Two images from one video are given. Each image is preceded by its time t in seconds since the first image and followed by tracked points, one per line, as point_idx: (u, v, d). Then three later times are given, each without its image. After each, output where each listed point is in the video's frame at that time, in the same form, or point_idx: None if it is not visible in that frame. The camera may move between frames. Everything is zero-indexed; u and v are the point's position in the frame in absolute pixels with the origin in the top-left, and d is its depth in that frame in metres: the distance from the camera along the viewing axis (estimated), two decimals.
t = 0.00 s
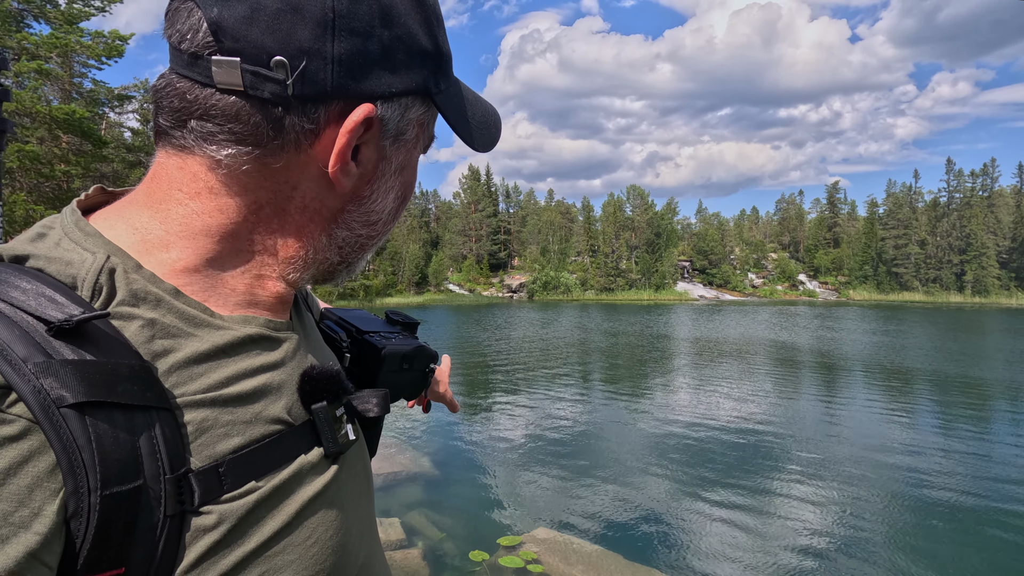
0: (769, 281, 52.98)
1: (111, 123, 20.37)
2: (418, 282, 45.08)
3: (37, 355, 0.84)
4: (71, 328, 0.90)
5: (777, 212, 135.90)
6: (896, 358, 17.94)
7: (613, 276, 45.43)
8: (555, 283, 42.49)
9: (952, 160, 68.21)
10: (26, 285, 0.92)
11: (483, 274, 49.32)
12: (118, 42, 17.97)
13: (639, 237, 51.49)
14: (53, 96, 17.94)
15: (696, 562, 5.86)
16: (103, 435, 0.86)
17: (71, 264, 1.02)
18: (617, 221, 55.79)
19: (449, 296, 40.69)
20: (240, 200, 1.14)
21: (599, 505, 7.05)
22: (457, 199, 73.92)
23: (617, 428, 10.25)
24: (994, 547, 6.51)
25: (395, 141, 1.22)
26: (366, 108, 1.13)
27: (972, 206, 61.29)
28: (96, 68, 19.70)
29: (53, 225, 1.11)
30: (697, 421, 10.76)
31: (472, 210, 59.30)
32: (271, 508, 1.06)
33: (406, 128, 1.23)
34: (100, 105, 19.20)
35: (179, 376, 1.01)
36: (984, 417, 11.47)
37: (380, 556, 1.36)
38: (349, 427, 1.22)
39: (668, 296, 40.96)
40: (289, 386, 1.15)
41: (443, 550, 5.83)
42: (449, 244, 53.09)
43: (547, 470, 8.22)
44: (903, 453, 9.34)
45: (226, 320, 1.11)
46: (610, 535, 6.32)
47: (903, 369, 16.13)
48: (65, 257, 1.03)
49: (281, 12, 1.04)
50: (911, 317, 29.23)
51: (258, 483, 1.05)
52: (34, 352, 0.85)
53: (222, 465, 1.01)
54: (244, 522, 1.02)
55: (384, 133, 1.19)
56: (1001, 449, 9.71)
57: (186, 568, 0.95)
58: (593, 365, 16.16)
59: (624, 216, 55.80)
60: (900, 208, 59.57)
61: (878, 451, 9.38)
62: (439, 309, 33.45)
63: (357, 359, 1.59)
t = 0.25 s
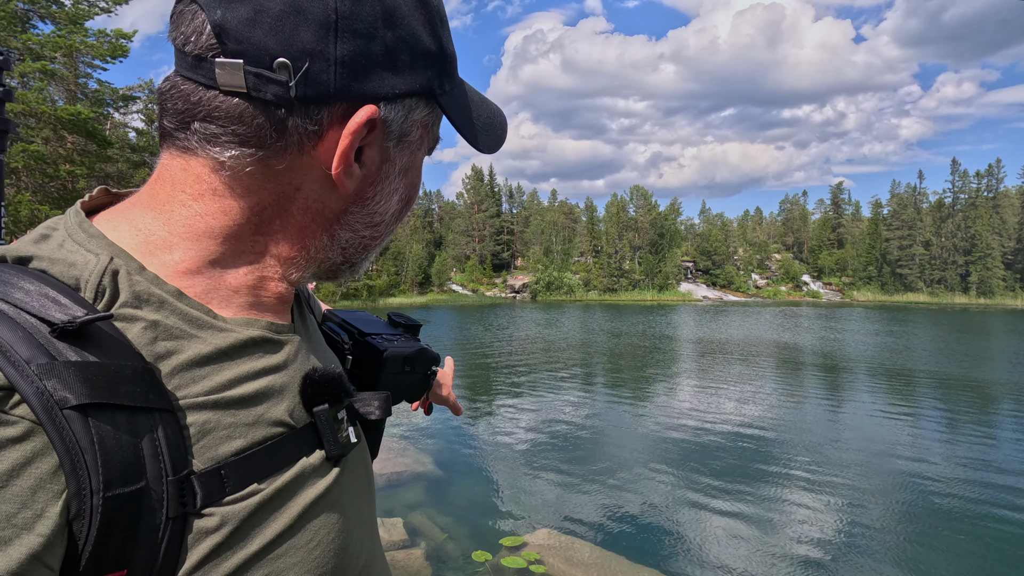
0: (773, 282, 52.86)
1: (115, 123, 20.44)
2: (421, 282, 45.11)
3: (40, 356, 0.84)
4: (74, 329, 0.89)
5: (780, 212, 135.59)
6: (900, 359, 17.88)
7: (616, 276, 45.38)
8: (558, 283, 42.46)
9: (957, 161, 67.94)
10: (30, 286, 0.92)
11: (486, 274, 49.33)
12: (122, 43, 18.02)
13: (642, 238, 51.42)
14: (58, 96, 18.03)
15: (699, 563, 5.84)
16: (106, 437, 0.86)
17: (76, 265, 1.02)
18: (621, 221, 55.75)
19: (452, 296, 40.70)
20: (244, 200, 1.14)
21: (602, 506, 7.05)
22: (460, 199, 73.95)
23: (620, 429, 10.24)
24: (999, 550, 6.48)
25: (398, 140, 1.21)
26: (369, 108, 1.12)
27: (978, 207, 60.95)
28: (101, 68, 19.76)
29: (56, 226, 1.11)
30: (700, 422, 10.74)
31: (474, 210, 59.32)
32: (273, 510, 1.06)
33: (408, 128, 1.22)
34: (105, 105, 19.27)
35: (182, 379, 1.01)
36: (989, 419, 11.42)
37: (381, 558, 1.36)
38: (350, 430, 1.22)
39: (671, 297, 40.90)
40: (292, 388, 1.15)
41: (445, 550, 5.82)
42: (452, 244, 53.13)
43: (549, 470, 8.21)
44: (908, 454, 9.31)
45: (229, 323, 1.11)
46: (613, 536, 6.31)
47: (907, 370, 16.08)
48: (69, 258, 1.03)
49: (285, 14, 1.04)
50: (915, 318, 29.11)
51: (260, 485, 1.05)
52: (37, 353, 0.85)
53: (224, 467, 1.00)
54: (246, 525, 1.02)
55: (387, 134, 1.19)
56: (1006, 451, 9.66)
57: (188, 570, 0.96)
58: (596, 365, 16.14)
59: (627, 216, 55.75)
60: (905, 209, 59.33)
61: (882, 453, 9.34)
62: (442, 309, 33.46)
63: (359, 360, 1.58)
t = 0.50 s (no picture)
0: (776, 283, 52.76)
1: (120, 123, 20.51)
2: (424, 282, 45.16)
3: (38, 358, 0.84)
4: (72, 332, 0.89)
5: (783, 213, 135.40)
6: (905, 361, 17.82)
7: (619, 277, 45.36)
8: (561, 283, 42.46)
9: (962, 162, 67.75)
10: (28, 288, 0.92)
11: (489, 275, 49.35)
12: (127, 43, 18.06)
13: (645, 238, 51.36)
14: (64, 97, 18.12)
15: (702, 565, 5.81)
16: (103, 439, 0.86)
17: (72, 268, 1.01)
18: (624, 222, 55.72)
19: (456, 296, 40.72)
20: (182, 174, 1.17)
21: (605, 507, 7.03)
22: (464, 200, 73.96)
23: (623, 429, 10.22)
24: (1004, 553, 6.43)
25: (297, 86, 1.08)
26: (244, 52, 1.07)
27: (983, 209, 60.65)
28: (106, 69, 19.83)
29: (57, 229, 1.12)
30: (704, 423, 10.72)
31: (478, 211, 59.34)
32: (272, 513, 1.06)
33: (304, 70, 1.08)
34: (110, 105, 19.32)
35: (180, 381, 1.01)
36: (994, 421, 11.37)
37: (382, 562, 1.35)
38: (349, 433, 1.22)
39: (674, 298, 40.85)
40: (290, 391, 1.15)
41: (449, 551, 5.82)
42: (456, 245, 53.17)
43: (552, 471, 8.20)
44: (913, 457, 9.25)
45: (227, 326, 1.10)
46: (617, 537, 6.29)
47: (912, 372, 16.03)
48: (67, 261, 1.03)
49: None
50: (920, 320, 29.03)
51: (258, 488, 1.04)
52: (35, 355, 0.84)
53: (223, 469, 1.00)
54: (244, 528, 1.02)
55: (273, 78, 1.08)
56: (1012, 453, 9.60)
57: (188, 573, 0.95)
58: (600, 366, 16.13)
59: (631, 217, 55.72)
60: (909, 210, 59.17)
61: (888, 455, 9.29)
62: (446, 309, 33.49)
63: (360, 364, 1.57)
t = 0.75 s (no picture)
0: (780, 284, 52.64)
1: (125, 125, 20.54)
2: (427, 283, 45.15)
3: (33, 380, 0.83)
4: (68, 353, 0.88)
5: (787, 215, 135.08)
6: (909, 363, 17.75)
7: (623, 279, 45.29)
8: (564, 284, 42.44)
9: (966, 164, 67.51)
10: (25, 310, 0.91)
11: (492, 276, 49.32)
12: (132, 45, 18.10)
13: (649, 239, 51.29)
14: (69, 98, 18.19)
15: (705, 568, 5.79)
16: (97, 460, 0.85)
17: (72, 288, 1.01)
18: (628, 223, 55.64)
19: (459, 298, 40.70)
20: (156, 189, 1.18)
21: (607, 509, 7.02)
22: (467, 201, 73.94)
23: (626, 431, 10.20)
24: (1009, 558, 6.39)
25: (203, 82, 1.03)
26: (170, 54, 1.06)
27: (987, 211, 60.42)
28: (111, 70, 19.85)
29: (59, 249, 1.12)
30: (707, 426, 10.69)
31: (481, 212, 59.31)
32: (269, 533, 1.06)
33: (211, 62, 1.02)
34: (114, 107, 19.36)
35: (177, 401, 1.00)
36: (999, 424, 11.32)
37: None
38: (348, 451, 1.23)
39: (678, 299, 40.77)
40: (288, 410, 1.15)
41: (451, 554, 5.81)
42: (459, 246, 53.15)
43: (555, 473, 8.19)
44: (918, 460, 9.21)
45: (224, 345, 1.09)
46: (620, 540, 6.27)
47: (916, 375, 15.97)
48: (66, 281, 1.02)
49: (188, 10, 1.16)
50: (924, 322, 28.92)
51: (254, 509, 1.04)
52: (30, 376, 0.83)
53: (218, 489, 1.00)
54: (239, 549, 1.01)
55: (188, 76, 1.04)
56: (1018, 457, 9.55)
57: None
58: (603, 368, 16.11)
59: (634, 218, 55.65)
60: (914, 212, 58.96)
61: (892, 458, 9.24)
62: (449, 311, 33.47)
63: (362, 380, 1.57)
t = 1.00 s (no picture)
0: (784, 286, 52.47)
1: (129, 126, 20.61)
2: (430, 284, 45.16)
3: (36, 398, 0.83)
4: (71, 369, 0.88)
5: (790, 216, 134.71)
6: (913, 365, 17.67)
7: (626, 280, 45.19)
8: (568, 285, 42.38)
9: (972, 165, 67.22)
10: (29, 326, 0.91)
11: (496, 277, 49.30)
12: (137, 46, 18.16)
13: (652, 240, 51.21)
14: (74, 100, 18.27)
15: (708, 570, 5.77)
16: (99, 478, 0.84)
17: (75, 303, 1.01)
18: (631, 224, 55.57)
19: (462, 299, 40.69)
20: (163, 202, 1.18)
21: (610, 511, 7.00)
22: (470, 202, 73.97)
23: (629, 433, 10.18)
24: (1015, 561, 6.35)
25: (211, 100, 1.03)
26: (178, 71, 1.06)
27: (993, 212, 60.11)
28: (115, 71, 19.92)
29: (63, 262, 1.12)
30: (711, 427, 10.67)
31: (484, 213, 59.32)
32: (270, 549, 1.06)
33: (219, 80, 1.02)
34: (120, 109, 19.43)
35: (179, 417, 1.00)
36: (1004, 427, 11.26)
37: None
38: (351, 466, 1.23)
39: (681, 301, 40.67)
40: (290, 426, 1.15)
41: (454, 556, 5.80)
42: (462, 247, 53.16)
43: (558, 474, 8.19)
44: (923, 462, 9.17)
45: (227, 360, 1.09)
46: (623, 542, 6.26)
47: (921, 377, 15.90)
48: (69, 296, 1.02)
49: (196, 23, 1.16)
50: (930, 324, 28.76)
51: (256, 525, 1.04)
52: (33, 394, 0.83)
53: (220, 505, 1.00)
54: (241, 565, 1.01)
55: (196, 92, 1.04)
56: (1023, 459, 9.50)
57: None
58: (606, 369, 16.08)
59: (638, 219, 55.57)
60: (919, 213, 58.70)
61: (896, 460, 9.21)
62: (452, 311, 33.47)
63: (365, 390, 1.57)
